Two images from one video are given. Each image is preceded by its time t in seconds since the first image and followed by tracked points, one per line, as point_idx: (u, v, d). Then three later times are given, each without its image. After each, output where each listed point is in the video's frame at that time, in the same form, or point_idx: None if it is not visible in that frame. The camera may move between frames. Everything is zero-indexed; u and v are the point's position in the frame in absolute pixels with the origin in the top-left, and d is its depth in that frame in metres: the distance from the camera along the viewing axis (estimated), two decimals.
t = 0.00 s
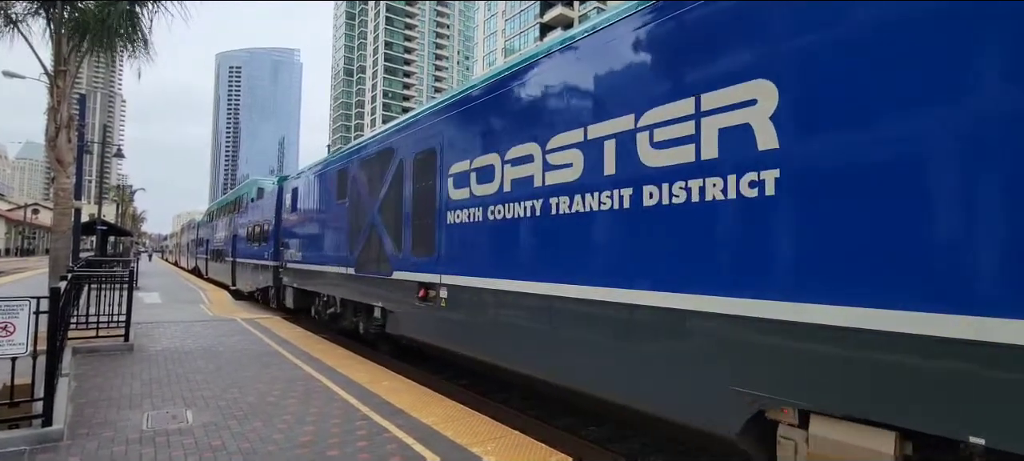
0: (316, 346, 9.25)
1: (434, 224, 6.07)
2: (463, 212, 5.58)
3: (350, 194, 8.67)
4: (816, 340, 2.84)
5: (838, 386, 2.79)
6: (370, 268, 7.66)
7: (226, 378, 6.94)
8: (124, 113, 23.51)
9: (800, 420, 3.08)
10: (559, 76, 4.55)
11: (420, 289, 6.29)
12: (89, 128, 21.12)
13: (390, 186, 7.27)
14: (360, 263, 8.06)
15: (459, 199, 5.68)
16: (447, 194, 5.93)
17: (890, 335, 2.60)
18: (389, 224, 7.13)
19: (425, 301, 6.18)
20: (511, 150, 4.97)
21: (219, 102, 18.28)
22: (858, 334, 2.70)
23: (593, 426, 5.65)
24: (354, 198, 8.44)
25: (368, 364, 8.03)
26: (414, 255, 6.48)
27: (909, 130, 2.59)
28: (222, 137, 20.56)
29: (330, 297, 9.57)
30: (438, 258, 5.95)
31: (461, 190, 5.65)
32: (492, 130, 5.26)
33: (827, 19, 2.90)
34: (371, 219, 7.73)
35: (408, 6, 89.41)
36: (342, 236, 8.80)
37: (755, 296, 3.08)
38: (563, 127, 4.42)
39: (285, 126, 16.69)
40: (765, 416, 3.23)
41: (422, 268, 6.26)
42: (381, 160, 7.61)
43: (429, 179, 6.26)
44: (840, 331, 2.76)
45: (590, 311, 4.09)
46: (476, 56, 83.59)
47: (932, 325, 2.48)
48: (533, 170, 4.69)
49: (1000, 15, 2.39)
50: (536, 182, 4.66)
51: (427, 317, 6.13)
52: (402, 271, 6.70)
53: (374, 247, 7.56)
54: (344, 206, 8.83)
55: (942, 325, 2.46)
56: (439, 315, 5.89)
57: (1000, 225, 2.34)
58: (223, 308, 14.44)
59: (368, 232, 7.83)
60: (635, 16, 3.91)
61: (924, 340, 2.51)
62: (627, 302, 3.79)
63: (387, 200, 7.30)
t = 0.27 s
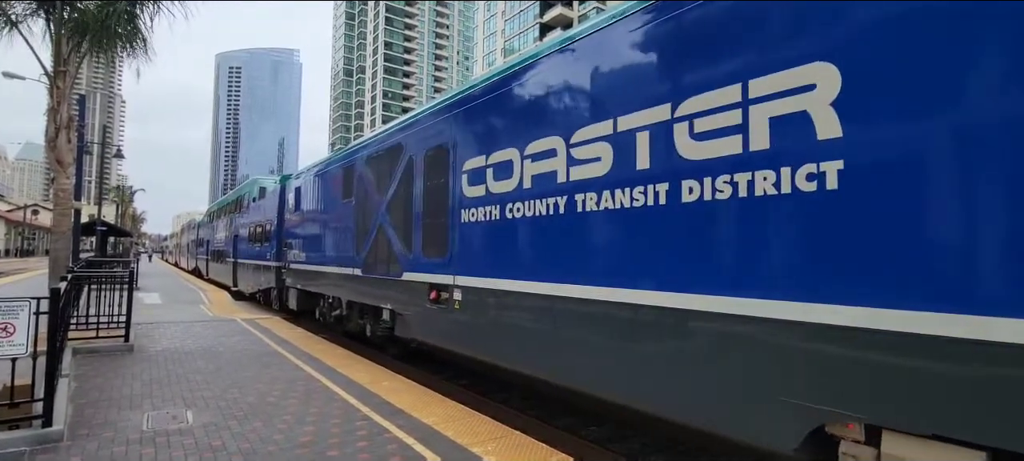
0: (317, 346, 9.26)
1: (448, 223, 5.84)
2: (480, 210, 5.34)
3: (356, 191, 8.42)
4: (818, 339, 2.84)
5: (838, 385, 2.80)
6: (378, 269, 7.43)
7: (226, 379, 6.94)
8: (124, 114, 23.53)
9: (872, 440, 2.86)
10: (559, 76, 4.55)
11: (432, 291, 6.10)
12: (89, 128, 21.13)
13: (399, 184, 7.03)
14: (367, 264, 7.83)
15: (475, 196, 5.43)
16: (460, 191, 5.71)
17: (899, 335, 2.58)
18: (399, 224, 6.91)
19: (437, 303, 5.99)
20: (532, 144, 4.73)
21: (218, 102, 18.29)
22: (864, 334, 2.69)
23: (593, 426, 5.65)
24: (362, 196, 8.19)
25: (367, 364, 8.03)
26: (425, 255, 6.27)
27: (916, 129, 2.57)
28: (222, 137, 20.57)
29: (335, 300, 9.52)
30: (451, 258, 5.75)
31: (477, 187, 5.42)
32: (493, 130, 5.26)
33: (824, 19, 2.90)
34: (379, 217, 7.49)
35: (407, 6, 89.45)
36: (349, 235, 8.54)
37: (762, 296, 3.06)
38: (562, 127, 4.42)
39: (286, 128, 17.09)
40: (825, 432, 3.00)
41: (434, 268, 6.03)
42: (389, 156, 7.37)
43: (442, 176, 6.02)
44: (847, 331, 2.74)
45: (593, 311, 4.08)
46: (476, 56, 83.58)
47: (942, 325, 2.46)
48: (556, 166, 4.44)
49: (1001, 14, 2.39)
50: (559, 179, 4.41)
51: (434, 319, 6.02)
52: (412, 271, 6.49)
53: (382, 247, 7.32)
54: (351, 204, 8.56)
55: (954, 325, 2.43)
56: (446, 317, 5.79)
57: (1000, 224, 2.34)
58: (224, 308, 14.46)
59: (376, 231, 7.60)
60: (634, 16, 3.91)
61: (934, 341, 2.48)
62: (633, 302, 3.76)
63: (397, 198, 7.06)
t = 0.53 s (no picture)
0: (318, 346, 9.25)
1: (464, 222, 5.62)
2: (498, 208, 5.11)
3: (364, 190, 8.17)
4: (823, 338, 2.83)
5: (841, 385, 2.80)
6: (388, 270, 7.20)
7: (227, 379, 6.94)
8: (124, 114, 23.53)
9: (955, 454, 2.63)
10: (559, 75, 4.54)
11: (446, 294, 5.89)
12: (90, 129, 21.15)
13: (410, 182, 6.81)
14: (376, 264, 7.60)
15: (495, 192, 5.17)
16: (476, 188, 5.48)
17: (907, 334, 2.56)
18: (410, 223, 6.69)
19: (451, 306, 5.77)
20: (554, 138, 4.50)
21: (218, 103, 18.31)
22: (872, 333, 2.67)
23: (595, 426, 5.65)
24: (370, 195, 7.94)
25: (368, 364, 8.03)
26: (438, 256, 6.03)
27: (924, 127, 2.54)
28: (222, 137, 20.59)
29: (339, 301, 9.32)
30: (466, 258, 5.52)
31: (495, 183, 5.17)
32: (494, 130, 5.25)
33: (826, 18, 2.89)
34: (388, 217, 7.25)
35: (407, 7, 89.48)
36: (356, 235, 8.30)
37: (768, 295, 3.04)
38: (565, 126, 4.40)
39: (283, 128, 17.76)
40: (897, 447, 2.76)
41: (450, 269, 5.80)
42: (399, 153, 7.13)
43: (456, 173, 5.78)
44: (855, 331, 2.72)
45: (597, 311, 4.06)
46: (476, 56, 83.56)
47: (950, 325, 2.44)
48: (582, 161, 4.19)
49: (1002, 13, 2.38)
50: (586, 174, 4.16)
51: (444, 322, 5.88)
52: (423, 272, 6.27)
53: (393, 247, 7.09)
54: (359, 203, 8.30)
55: (964, 324, 2.40)
56: (458, 320, 5.63)
57: (1004, 223, 2.33)
58: (224, 309, 14.45)
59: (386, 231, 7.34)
60: (634, 15, 3.90)
61: (941, 340, 2.47)
62: (638, 302, 3.73)
63: (408, 196, 6.82)
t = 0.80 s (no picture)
0: (322, 346, 9.27)
1: (483, 220, 5.40)
2: (519, 206, 4.89)
3: (375, 188, 7.94)
4: (826, 337, 2.82)
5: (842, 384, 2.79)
6: (400, 270, 6.98)
7: (232, 378, 6.96)
8: (129, 115, 23.63)
9: None
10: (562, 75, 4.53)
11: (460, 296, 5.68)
12: (95, 130, 21.26)
13: (424, 179, 6.58)
14: (387, 265, 7.38)
15: (519, 188, 4.93)
16: (496, 185, 5.25)
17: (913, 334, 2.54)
18: (424, 222, 6.48)
19: (469, 308, 5.53)
20: (578, 133, 4.29)
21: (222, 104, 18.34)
22: (876, 332, 2.65)
23: (598, 426, 5.64)
24: (381, 193, 7.71)
25: (372, 364, 8.04)
26: (455, 256, 5.81)
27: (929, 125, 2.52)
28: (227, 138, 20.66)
29: (348, 303, 9.16)
30: (484, 258, 5.29)
31: (518, 179, 4.93)
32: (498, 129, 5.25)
33: (831, 17, 2.88)
34: (401, 215, 7.03)
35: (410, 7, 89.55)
36: (367, 234, 8.07)
37: (774, 295, 3.02)
38: (569, 127, 4.38)
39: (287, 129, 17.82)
40: None
41: (467, 269, 5.57)
42: (412, 149, 6.89)
43: (474, 169, 5.55)
44: (861, 330, 2.70)
45: (601, 311, 4.04)
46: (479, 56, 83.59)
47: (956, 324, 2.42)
48: (599, 157, 4.07)
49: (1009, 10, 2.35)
50: (616, 169, 3.94)
51: (456, 324, 5.72)
52: (438, 272, 6.07)
53: (406, 246, 6.85)
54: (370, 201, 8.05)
55: (971, 324, 2.38)
56: (474, 322, 5.42)
57: (1010, 222, 2.31)
58: (229, 309, 14.49)
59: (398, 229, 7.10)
60: (638, 15, 3.88)
61: (946, 340, 2.45)
62: (644, 302, 3.70)
63: (422, 194, 6.60)
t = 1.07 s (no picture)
0: (328, 345, 9.31)
1: (504, 218, 5.17)
2: (545, 203, 4.66)
3: (388, 186, 7.73)
4: (832, 337, 2.80)
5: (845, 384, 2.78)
6: (416, 271, 6.77)
7: (239, 377, 7.00)
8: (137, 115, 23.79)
9: None
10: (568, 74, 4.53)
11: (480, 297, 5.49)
12: (104, 131, 21.42)
13: (440, 176, 6.37)
14: (402, 265, 7.18)
15: (544, 184, 4.68)
16: (518, 181, 5.02)
17: (920, 334, 2.52)
18: (441, 221, 6.28)
19: (489, 310, 5.34)
20: (612, 125, 4.03)
21: (228, 104, 18.43)
22: (882, 333, 2.63)
23: (604, 425, 5.63)
24: (395, 192, 7.50)
25: (377, 363, 8.06)
26: (474, 256, 5.60)
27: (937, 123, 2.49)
28: (233, 139, 20.77)
29: (359, 303, 8.94)
30: (507, 258, 5.09)
31: (544, 175, 4.69)
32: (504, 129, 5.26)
33: (840, 15, 2.86)
34: (416, 214, 6.82)
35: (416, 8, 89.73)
36: (380, 234, 7.86)
37: (780, 295, 3.00)
38: (574, 126, 4.39)
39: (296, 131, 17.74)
40: None
41: (488, 269, 5.35)
42: (428, 146, 6.67)
43: (495, 165, 5.33)
44: (868, 330, 2.67)
45: (605, 310, 4.05)
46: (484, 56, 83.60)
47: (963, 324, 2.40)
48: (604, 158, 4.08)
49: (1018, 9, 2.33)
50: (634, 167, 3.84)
51: (474, 325, 5.56)
52: (456, 272, 5.88)
53: (421, 246, 6.65)
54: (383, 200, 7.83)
55: (978, 324, 2.36)
56: (496, 324, 5.23)
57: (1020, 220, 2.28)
58: (236, 308, 14.58)
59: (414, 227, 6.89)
60: (642, 15, 3.88)
61: (953, 339, 2.43)
62: (649, 302, 3.70)
63: (438, 192, 6.40)
